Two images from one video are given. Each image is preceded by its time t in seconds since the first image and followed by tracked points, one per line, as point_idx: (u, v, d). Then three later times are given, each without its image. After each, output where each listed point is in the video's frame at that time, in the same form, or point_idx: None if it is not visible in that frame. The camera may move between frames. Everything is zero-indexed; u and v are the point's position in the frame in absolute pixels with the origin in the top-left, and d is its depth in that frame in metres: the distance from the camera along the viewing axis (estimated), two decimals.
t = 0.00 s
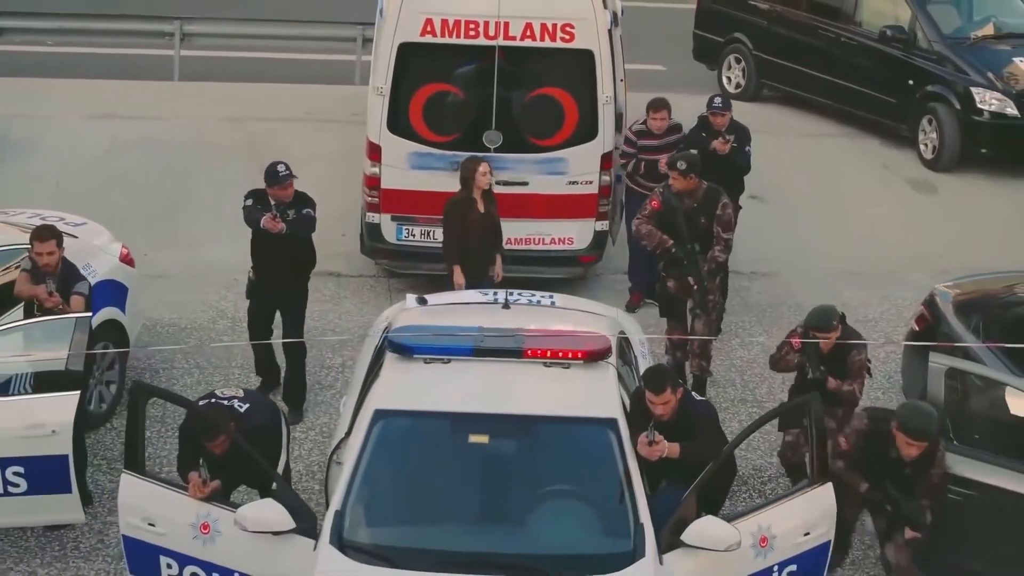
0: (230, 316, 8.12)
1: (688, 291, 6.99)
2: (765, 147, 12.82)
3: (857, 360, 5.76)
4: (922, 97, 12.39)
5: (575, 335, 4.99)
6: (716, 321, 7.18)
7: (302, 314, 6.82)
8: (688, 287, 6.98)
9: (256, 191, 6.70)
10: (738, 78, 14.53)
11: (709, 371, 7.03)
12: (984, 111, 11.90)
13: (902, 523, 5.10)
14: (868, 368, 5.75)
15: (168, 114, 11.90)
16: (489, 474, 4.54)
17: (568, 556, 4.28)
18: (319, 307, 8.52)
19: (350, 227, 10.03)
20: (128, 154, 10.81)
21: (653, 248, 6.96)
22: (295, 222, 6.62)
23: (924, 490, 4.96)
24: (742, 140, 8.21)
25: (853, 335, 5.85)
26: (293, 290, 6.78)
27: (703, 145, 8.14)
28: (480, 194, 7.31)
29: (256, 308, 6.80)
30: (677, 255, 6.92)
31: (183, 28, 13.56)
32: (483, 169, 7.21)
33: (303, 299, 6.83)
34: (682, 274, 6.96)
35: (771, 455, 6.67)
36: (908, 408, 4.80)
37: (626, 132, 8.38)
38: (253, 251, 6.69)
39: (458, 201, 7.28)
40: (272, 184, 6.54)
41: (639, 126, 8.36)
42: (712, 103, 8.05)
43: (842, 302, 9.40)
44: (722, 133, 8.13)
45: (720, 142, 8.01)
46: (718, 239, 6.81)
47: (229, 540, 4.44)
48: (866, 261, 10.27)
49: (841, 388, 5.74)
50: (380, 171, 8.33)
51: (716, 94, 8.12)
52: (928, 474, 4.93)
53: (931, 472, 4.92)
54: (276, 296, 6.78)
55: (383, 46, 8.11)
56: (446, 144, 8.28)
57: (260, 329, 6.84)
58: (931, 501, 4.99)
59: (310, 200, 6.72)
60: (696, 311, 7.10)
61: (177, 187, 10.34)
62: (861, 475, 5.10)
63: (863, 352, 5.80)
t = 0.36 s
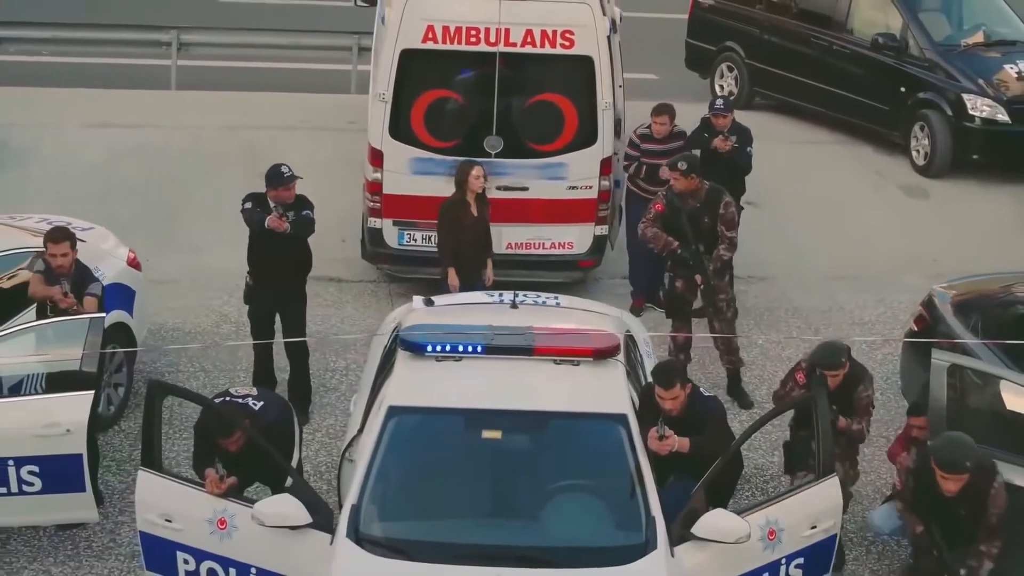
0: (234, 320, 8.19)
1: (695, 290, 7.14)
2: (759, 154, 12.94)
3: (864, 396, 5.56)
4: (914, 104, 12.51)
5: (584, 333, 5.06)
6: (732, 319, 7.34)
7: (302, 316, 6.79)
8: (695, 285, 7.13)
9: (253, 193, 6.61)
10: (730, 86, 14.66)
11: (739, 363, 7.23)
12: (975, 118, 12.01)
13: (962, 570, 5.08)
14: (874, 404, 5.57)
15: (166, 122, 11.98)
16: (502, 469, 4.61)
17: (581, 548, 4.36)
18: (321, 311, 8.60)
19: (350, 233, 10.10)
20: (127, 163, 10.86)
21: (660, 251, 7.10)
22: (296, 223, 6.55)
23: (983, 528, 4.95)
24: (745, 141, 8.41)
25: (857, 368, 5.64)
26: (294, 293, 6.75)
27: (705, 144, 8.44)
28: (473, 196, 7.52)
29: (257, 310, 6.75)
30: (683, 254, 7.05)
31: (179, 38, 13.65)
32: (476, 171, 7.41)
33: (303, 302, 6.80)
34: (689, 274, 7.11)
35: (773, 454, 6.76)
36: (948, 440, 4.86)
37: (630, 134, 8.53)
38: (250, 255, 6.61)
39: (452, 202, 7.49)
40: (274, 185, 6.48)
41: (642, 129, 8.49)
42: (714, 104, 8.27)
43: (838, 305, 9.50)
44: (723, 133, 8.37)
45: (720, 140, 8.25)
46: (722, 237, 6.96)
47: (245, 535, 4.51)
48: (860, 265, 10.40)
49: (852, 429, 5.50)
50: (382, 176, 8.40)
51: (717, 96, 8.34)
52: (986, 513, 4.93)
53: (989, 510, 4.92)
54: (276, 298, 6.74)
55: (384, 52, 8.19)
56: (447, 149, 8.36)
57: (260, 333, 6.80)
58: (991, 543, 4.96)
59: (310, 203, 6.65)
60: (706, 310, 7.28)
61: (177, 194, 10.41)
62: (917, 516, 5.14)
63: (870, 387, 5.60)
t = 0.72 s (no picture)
0: (242, 327, 8.27)
1: (720, 294, 7.37)
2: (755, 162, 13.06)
3: (901, 422, 5.63)
4: (909, 112, 12.65)
5: (598, 334, 5.14)
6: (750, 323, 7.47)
7: (304, 316, 6.79)
8: (722, 288, 7.35)
9: (254, 197, 6.61)
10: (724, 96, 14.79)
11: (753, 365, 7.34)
12: (970, 125, 12.15)
13: None
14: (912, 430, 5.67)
15: (168, 131, 12.05)
16: (520, 466, 4.67)
17: (600, 543, 4.43)
18: (328, 316, 8.67)
19: (353, 241, 10.18)
20: (130, 172, 10.91)
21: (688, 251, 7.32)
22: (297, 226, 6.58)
23: None
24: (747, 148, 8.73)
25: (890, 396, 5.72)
26: (296, 296, 6.74)
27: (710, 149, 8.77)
28: (468, 201, 7.66)
29: (259, 313, 6.75)
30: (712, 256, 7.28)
31: (180, 48, 13.73)
32: (469, 176, 7.55)
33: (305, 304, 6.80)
34: (716, 278, 7.34)
35: (779, 456, 6.85)
36: None
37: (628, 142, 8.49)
38: (250, 259, 6.61)
39: (447, 207, 7.63)
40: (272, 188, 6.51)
41: (639, 137, 8.46)
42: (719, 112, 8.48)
43: (838, 310, 9.60)
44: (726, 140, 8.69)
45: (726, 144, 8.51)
46: (751, 244, 7.15)
47: (268, 532, 4.58)
48: (857, 271, 10.51)
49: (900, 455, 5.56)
50: (388, 183, 8.49)
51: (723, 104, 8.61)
52: None
53: None
54: (279, 301, 6.73)
55: (391, 61, 8.28)
56: (452, 156, 8.44)
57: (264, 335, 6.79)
58: None
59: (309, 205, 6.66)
60: (725, 315, 7.43)
61: (181, 201, 10.49)
62: None
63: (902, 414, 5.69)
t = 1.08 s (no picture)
0: (253, 334, 8.35)
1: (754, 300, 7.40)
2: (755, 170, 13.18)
3: (944, 449, 5.19)
4: (908, 121, 12.77)
5: (618, 335, 5.22)
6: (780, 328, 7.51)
7: (319, 320, 6.81)
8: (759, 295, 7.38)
9: (265, 203, 6.65)
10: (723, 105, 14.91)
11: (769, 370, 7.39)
12: (968, 134, 12.24)
13: None
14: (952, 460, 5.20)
15: (173, 140, 12.13)
16: (545, 464, 4.75)
17: (625, 541, 4.51)
18: (338, 323, 8.75)
19: (359, 248, 10.27)
20: (136, 181, 10.98)
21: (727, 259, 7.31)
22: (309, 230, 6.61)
23: None
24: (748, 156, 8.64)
25: (935, 418, 5.28)
26: (310, 302, 6.80)
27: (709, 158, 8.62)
28: (472, 206, 7.73)
29: (273, 318, 6.80)
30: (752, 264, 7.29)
31: (183, 59, 13.81)
32: (471, 181, 7.62)
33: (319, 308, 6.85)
34: (750, 285, 7.39)
35: (789, 458, 6.95)
36: None
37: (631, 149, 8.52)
38: (262, 263, 6.67)
39: (451, 212, 7.71)
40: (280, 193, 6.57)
41: (641, 144, 8.46)
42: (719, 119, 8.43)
43: (841, 316, 9.70)
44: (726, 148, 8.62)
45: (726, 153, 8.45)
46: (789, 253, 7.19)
47: (297, 531, 4.65)
48: (858, 278, 10.62)
49: (929, 485, 5.18)
50: (398, 191, 8.57)
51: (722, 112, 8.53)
52: None
53: None
54: (291, 307, 6.79)
55: (401, 70, 8.38)
56: (461, 164, 8.54)
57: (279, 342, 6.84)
58: None
59: (319, 209, 6.71)
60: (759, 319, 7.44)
61: (189, 209, 10.57)
62: None
63: (950, 439, 5.22)
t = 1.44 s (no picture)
0: (266, 341, 8.43)
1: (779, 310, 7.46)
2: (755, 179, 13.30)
3: (1016, 475, 5.22)
4: (906, 130, 12.91)
5: (639, 338, 5.31)
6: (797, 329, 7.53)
7: (341, 325, 6.94)
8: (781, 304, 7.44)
9: (288, 210, 6.73)
10: (722, 114, 15.04)
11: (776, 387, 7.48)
12: (966, 142, 12.39)
13: None
14: None
15: (178, 150, 12.19)
16: (571, 463, 4.83)
17: (650, 538, 4.59)
18: (348, 329, 8.83)
19: (367, 256, 10.34)
20: (144, 190, 11.04)
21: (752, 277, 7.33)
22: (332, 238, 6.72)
23: None
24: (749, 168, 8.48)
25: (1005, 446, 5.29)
26: (329, 307, 6.89)
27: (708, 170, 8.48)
28: (483, 209, 7.82)
29: (294, 325, 6.89)
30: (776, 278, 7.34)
31: (186, 70, 13.86)
32: (480, 185, 7.70)
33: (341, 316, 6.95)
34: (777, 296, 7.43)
35: (801, 460, 7.04)
36: None
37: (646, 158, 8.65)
38: (285, 268, 6.78)
39: (462, 215, 7.80)
40: (310, 200, 6.64)
41: (657, 152, 8.60)
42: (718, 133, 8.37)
43: (845, 321, 9.80)
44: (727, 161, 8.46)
45: (723, 168, 8.37)
46: (811, 264, 7.26)
47: (327, 530, 4.73)
48: (860, 285, 10.73)
49: (1006, 515, 5.23)
50: (409, 199, 8.67)
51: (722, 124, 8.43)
52: None
53: None
54: (317, 311, 6.88)
55: (412, 79, 8.47)
56: (471, 172, 8.63)
57: (297, 347, 6.94)
58: None
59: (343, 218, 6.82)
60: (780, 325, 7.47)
61: (197, 218, 10.63)
62: None
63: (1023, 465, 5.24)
